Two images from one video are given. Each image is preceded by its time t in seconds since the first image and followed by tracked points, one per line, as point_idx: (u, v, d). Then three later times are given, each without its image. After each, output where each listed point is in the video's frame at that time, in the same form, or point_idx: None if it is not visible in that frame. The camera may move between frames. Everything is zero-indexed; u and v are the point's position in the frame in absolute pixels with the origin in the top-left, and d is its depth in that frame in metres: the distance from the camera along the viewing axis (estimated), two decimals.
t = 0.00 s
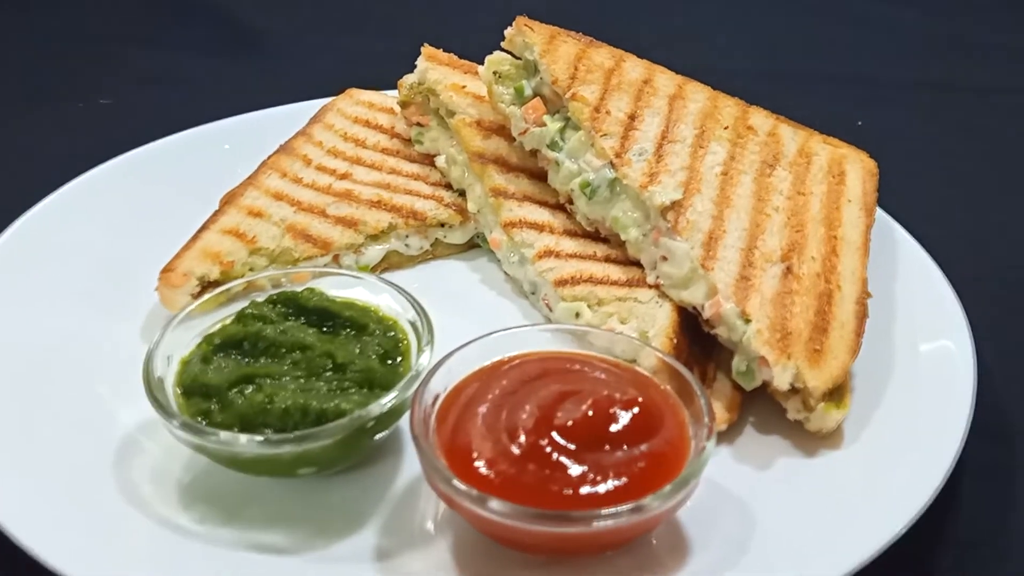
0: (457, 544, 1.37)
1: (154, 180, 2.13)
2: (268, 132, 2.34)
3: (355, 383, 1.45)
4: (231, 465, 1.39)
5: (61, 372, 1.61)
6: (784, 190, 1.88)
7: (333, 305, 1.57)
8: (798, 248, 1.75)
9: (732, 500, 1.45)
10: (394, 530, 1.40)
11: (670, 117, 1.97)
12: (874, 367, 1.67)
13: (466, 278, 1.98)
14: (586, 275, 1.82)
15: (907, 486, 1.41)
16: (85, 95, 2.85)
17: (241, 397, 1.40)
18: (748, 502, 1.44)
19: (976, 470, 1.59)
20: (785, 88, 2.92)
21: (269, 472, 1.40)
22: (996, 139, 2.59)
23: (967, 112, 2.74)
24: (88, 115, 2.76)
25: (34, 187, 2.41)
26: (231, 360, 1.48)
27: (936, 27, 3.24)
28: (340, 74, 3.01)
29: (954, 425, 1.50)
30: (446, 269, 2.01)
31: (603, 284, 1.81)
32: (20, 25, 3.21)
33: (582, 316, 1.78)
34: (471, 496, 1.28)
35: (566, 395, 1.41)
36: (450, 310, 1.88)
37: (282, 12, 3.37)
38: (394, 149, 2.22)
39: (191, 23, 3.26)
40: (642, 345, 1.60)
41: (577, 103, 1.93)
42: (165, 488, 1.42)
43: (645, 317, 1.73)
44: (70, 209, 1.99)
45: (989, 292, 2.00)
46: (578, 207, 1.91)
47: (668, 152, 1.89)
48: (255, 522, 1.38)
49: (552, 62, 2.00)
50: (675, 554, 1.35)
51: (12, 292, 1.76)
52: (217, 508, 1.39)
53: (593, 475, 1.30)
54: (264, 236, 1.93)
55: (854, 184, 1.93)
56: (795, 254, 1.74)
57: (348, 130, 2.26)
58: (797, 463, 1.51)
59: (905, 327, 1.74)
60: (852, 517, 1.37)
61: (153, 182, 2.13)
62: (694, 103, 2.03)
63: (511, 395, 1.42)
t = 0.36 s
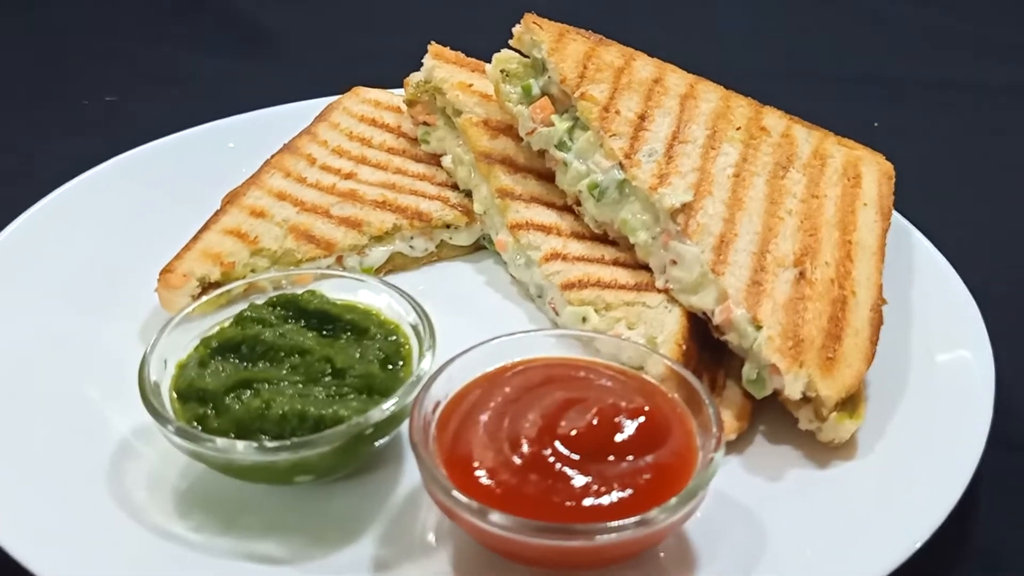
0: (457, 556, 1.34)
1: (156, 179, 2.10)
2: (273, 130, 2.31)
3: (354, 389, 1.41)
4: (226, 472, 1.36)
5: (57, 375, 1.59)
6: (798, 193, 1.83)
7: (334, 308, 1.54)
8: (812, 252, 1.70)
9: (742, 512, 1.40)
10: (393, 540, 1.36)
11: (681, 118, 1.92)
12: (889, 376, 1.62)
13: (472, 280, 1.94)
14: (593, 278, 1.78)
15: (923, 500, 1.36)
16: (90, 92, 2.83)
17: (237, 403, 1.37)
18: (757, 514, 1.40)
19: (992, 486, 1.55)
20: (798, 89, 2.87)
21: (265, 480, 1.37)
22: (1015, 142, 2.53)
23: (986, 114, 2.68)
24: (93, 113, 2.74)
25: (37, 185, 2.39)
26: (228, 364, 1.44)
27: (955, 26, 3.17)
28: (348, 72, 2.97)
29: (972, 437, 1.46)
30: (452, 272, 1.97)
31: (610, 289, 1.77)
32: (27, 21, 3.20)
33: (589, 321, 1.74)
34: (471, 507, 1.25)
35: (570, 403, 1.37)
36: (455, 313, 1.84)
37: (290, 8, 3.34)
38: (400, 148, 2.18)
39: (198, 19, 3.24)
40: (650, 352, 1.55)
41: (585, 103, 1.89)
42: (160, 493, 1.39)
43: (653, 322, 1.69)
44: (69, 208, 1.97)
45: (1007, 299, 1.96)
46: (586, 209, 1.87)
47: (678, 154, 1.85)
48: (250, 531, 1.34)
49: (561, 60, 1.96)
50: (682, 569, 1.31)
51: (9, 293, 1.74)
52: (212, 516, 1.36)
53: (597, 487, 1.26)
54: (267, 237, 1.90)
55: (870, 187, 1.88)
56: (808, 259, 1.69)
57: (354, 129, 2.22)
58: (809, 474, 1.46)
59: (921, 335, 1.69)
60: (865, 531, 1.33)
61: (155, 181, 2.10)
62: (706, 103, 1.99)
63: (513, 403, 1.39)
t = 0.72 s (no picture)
0: (458, 559, 1.30)
1: (162, 174, 2.09)
2: (281, 127, 2.29)
3: (354, 387, 1.39)
4: (223, 471, 1.34)
5: (56, 371, 1.57)
6: (812, 191, 1.78)
7: (335, 305, 1.51)
8: (826, 251, 1.66)
9: (751, 517, 1.36)
10: (392, 542, 1.33)
11: (693, 113, 1.88)
12: (905, 377, 1.57)
13: (479, 278, 1.91)
14: (601, 277, 1.74)
15: (938, 506, 1.32)
16: (102, 89, 2.84)
17: (235, 401, 1.35)
18: (768, 519, 1.36)
19: (1011, 494, 1.50)
20: (814, 87, 2.83)
21: (261, 479, 1.34)
22: None
23: (1007, 112, 2.61)
24: (103, 111, 2.74)
25: (45, 182, 2.38)
26: (227, 361, 1.42)
27: (977, 23, 3.11)
28: (360, 70, 2.96)
29: (990, 440, 1.41)
30: (459, 270, 1.94)
31: (618, 287, 1.73)
32: (40, 19, 3.20)
33: (596, 319, 1.71)
34: (470, 509, 1.21)
35: (574, 404, 1.34)
36: (460, 311, 1.81)
37: (301, 6, 3.33)
38: (408, 145, 2.16)
39: (209, 17, 3.23)
40: (658, 351, 1.52)
41: (595, 98, 1.86)
42: (156, 491, 1.38)
43: (662, 321, 1.65)
44: (74, 203, 1.96)
45: None
46: (594, 206, 1.84)
47: (689, 150, 1.81)
48: (246, 531, 1.32)
49: (570, 55, 1.93)
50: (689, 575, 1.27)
51: (12, 289, 1.73)
52: (208, 515, 1.34)
53: (600, 489, 1.23)
54: (270, 233, 1.88)
55: (887, 185, 1.83)
56: (822, 258, 1.64)
57: (361, 125, 2.20)
58: (820, 478, 1.42)
59: (938, 336, 1.65)
60: (878, 538, 1.29)
61: (161, 177, 2.09)
62: (718, 99, 1.94)
63: (516, 403, 1.36)
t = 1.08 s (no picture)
0: None
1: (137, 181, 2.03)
2: (264, 132, 2.23)
3: (319, 408, 1.31)
4: (178, 498, 1.28)
5: (16, 391, 1.52)
6: (808, 200, 1.70)
7: (304, 319, 1.44)
8: (820, 264, 1.58)
9: (736, 548, 1.29)
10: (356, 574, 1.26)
11: (684, 119, 1.81)
12: (902, 398, 1.49)
13: (461, 290, 1.84)
14: (586, 290, 1.67)
15: (933, 539, 1.24)
16: (88, 93, 2.78)
17: (193, 422, 1.28)
18: (753, 551, 1.28)
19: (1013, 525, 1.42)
20: (817, 90, 2.74)
21: (219, 506, 1.28)
22: None
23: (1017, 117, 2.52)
24: (88, 115, 2.68)
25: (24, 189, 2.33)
26: (187, 380, 1.35)
27: (989, 23, 3.00)
28: (351, 73, 2.89)
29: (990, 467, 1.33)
30: (440, 283, 1.86)
31: (604, 301, 1.66)
32: (28, 20, 3.15)
33: (579, 336, 1.62)
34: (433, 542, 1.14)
35: (548, 429, 1.27)
36: (439, 324, 1.74)
37: (295, 6, 3.26)
38: (392, 151, 2.09)
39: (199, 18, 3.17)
40: (642, 371, 1.43)
41: (583, 103, 1.79)
42: (110, 518, 1.32)
43: (648, 337, 1.57)
44: (46, 212, 1.91)
45: None
46: (581, 215, 1.77)
47: (679, 157, 1.73)
48: (202, 561, 1.26)
49: (558, 58, 1.86)
50: None
51: None
52: (163, 544, 1.28)
53: (572, 521, 1.15)
54: (245, 243, 1.82)
55: (887, 194, 1.75)
56: (816, 271, 1.56)
57: (344, 131, 2.14)
58: (811, 506, 1.34)
59: (938, 353, 1.56)
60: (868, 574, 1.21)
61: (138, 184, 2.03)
62: (711, 104, 1.87)
63: (487, 427, 1.28)
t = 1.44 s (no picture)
0: None
1: (127, 195, 2.01)
2: (257, 144, 2.21)
3: (301, 432, 1.29)
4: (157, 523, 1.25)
5: None
6: (804, 216, 1.67)
7: (288, 339, 1.41)
8: (816, 282, 1.55)
9: None
10: None
11: (679, 133, 1.78)
12: (898, 421, 1.46)
13: (453, 306, 1.81)
14: (579, 307, 1.64)
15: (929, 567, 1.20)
16: (83, 103, 2.77)
17: (172, 446, 1.25)
18: None
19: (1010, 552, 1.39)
20: (818, 100, 2.71)
21: (198, 531, 1.26)
22: None
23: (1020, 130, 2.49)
24: (83, 125, 2.67)
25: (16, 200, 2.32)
26: (167, 402, 1.32)
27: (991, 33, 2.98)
28: (348, 84, 2.88)
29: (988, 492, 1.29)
30: (432, 297, 1.84)
31: (596, 318, 1.63)
32: (27, 30, 3.15)
33: (571, 354, 1.61)
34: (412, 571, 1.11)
35: (533, 455, 1.23)
36: (429, 341, 1.72)
37: (293, 16, 3.25)
38: (385, 164, 2.07)
39: (197, 27, 3.16)
40: (631, 393, 1.41)
41: (576, 117, 1.76)
42: (90, 542, 1.30)
43: (640, 357, 1.56)
44: (34, 225, 1.89)
45: None
46: (573, 231, 1.73)
47: (674, 172, 1.71)
48: None
49: (550, 70, 1.83)
50: None
51: None
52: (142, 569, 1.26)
53: (556, 550, 1.11)
54: (233, 258, 1.80)
55: (885, 210, 1.72)
56: (812, 289, 1.53)
57: (337, 143, 2.12)
58: (804, 532, 1.30)
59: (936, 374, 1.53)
60: None
61: (128, 197, 2.01)
62: (707, 118, 1.84)
63: (471, 452, 1.25)
